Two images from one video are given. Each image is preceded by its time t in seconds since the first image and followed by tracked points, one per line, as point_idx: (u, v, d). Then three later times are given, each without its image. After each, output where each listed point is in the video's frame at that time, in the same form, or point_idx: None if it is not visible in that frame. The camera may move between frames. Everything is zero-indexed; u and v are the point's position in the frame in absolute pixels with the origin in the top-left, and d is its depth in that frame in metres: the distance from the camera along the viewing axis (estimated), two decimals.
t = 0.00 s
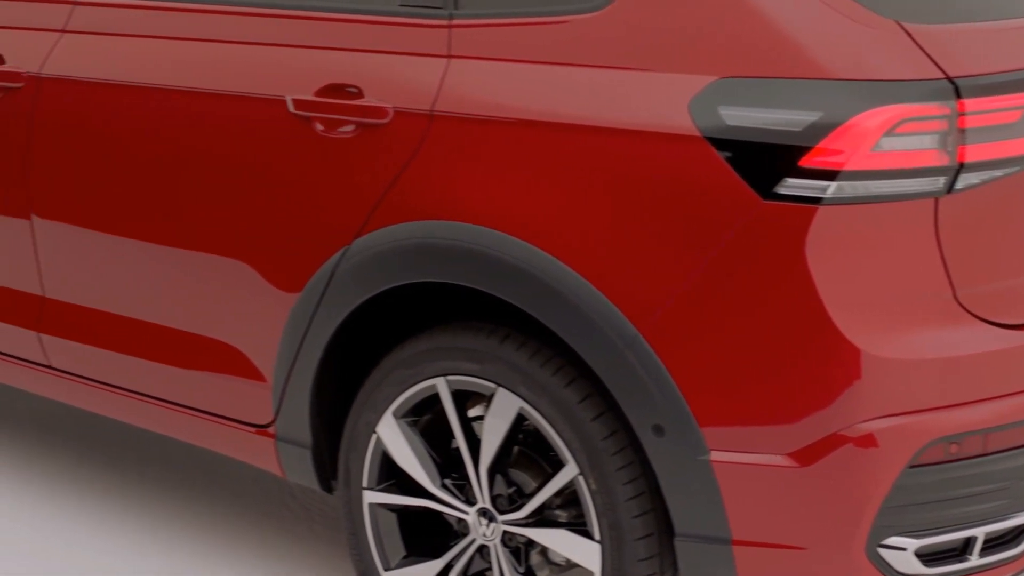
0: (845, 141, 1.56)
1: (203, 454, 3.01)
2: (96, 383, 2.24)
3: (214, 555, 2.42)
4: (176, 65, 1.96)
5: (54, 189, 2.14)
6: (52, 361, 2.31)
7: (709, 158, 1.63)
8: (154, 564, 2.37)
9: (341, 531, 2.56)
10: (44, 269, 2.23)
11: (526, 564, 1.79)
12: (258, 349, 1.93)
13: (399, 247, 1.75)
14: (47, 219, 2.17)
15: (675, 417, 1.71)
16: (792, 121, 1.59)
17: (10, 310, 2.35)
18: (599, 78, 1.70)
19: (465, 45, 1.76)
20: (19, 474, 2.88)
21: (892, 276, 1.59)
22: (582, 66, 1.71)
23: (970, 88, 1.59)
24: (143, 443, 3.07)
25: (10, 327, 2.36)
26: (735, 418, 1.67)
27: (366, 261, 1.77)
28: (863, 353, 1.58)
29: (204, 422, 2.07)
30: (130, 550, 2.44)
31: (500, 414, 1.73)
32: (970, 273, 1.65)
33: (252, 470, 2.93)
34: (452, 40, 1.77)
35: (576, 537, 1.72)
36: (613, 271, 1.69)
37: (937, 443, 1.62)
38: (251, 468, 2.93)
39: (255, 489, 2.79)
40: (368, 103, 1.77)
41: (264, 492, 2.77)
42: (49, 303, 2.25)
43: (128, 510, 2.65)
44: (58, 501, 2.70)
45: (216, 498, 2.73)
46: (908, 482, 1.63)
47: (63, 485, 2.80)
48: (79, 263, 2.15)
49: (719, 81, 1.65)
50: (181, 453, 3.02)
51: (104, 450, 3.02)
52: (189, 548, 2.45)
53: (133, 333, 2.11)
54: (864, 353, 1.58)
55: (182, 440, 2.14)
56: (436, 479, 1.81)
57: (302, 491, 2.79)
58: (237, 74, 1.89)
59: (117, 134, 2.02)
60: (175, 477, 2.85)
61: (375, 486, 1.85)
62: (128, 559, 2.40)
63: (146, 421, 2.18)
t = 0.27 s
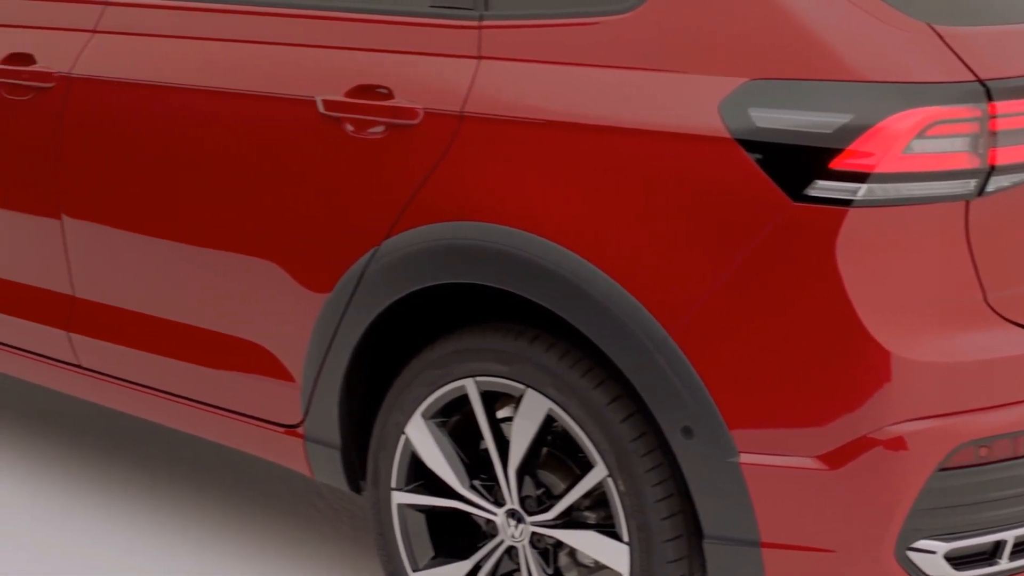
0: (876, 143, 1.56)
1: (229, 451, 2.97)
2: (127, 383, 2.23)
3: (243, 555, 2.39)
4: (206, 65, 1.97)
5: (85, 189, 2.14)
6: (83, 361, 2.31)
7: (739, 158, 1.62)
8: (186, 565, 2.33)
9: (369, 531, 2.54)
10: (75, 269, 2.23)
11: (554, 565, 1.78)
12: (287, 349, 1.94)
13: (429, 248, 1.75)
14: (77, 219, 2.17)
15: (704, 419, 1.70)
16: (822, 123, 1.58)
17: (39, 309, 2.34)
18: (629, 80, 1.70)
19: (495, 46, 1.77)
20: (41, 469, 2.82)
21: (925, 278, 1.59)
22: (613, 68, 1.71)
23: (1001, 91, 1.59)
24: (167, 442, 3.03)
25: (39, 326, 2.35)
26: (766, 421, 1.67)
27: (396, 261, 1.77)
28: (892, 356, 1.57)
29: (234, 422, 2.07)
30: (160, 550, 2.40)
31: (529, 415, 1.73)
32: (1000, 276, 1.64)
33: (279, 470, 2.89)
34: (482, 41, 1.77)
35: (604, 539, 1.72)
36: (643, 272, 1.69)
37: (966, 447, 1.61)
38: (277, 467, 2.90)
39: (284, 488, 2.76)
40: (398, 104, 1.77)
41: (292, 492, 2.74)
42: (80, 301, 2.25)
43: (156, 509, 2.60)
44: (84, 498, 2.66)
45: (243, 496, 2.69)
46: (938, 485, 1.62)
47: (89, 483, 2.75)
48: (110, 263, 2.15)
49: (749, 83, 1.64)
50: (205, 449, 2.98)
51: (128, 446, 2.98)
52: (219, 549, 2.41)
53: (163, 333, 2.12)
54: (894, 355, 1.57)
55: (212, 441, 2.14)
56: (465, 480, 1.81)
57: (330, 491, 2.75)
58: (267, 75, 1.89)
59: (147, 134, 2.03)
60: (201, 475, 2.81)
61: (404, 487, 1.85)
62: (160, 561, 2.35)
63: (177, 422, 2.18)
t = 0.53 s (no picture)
0: (907, 145, 1.55)
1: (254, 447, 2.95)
2: (157, 383, 2.24)
3: (275, 556, 2.38)
4: (237, 66, 1.97)
5: (115, 188, 2.14)
6: (113, 360, 2.31)
7: (770, 159, 1.61)
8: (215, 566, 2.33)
9: (398, 531, 2.53)
10: (105, 269, 2.23)
11: (583, 567, 1.77)
12: (317, 349, 1.94)
13: (459, 249, 1.75)
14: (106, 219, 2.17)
15: (733, 421, 1.69)
16: (854, 125, 1.57)
17: (67, 308, 2.34)
18: (660, 81, 1.69)
19: (526, 48, 1.77)
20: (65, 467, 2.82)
21: (957, 280, 1.57)
22: (644, 70, 1.71)
23: None
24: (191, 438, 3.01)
25: (68, 326, 2.35)
26: (797, 424, 1.66)
27: (426, 262, 1.77)
28: (923, 357, 1.55)
29: (263, 423, 2.07)
30: (188, 550, 2.39)
31: (559, 417, 1.73)
32: None
33: (309, 469, 2.87)
34: (512, 43, 1.77)
35: (634, 541, 1.72)
36: (673, 273, 1.68)
37: (997, 449, 1.59)
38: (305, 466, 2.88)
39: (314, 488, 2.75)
40: (430, 105, 1.78)
41: (322, 492, 2.72)
42: (110, 301, 2.25)
43: (181, 508, 2.60)
44: (109, 496, 2.65)
45: (271, 496, 2.68)
46: (968, 488, 1.60)
47: (114, 480, 2.74)
48: (140, 263, 2.15)
49: (781, 85, 1.63)
50: (230, 447, 2.96)
51: (154, 443, 2.97)
52: (251, 550, 2.40)
53: (194, 333, 2.12)
54: (924, 358, 1.55)
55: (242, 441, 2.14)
56: (494, 481, 1.81)
57: (360, 491, 2.74)
58: (297, 76, 1.90)
59: (177, 135, 2.03)
60: (227, 474, 2.80)
61: (433, 488, 1.85)
62: (187, 560, 2.34)
63: (207, 421, 2.18)
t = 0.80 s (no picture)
0: (933, 147, 1.52)
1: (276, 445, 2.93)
2: (183, 383, 2.24)
3: (298, 555, 2.36)
4: (263, 67, 1.98)
5: (142, 188, 2.14)
6: (138, 360, 2.31)
7: (794, 161, 1.59)
8: (235, 564, 2.31)
9: (423, 532, 2.51)
10: (130, 269, 2.23)
11: (608, 568, 1.77)
12: (342, 349, 1.94)
13: (484, 250, 1.75)
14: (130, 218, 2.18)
15: (758, 422, 1.67)
16: (879, 127, 1.54)
17: (91, 307, 2.34)
18: (685, 82, 1.69)
19: (552, 49, 1.77)
20: (84, 459, 2.82)
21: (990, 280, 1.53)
22: (669, 71, 1.70)
23: None
24: (211, 436, 3.00)
25: (94, 326, 2.35)
26: (822, 426, 1.63)
27: (450, 263, 1.77)
28: (949, 362, 1.52)
29: (288, 423, 2.07)
30: (206, 547, 2.38)
31: (584, 418, 1.73)
32: None
33: (334, 470, 2.84)
34: (539, 44, 1.77)
35: (659, 542, 1.72)
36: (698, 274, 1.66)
37: None
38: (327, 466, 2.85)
39: (338, 488, 2.72)
40: (456, 106, 1.78)
41: (348, 492, 2.70)
42: (136, 301, 2.25)
43: (198, 502, 2.59)
44: (126, 489, 2.65)
45: (292, 494, 2.67)
46: (994, 491, 1.57)
47: (131, 474, 2.74)
48: (165, 263, 2.15)
49: (807, 87, 1.61)
50: (251, 445, 2.95)
51: (175, 439, 2.97)
52: (274, 549, 2.38)
53: (219, 333, 2.12)
54: (951, 362, 1.52)
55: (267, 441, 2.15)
56: (519, 482, 1.81)
57: (384, 491, 2.72)
58: (322, 78, 1.90)
59: (202, 135, 2.04)
60: (247, 472, 2.79)
61: (458, 489, 1.86)
62: (205, 557, 2.33)
63: (232, 422, 2.18)
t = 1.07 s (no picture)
0: (965, 150, 1.49)
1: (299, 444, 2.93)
2: (213, 383, 2.24)
3: (327, 556, 2.35)
4: (291, 68, 1.99)
5: (171, 188, 2.14)
6: (168, 360, 2.32)
7: (823, 163, 1.56)
8: (260, 565, 2.30)
9: (452, 534, 2.50)
10: (159, 269, 2.23)
11: (636, 570, 1.78)
12: (371, 349, 1.94)
13: (512, 252, 1.74)
14: (158, 218, 2.18)
15: (788, 425, 1.65)
16: (910, 130, 1.51)
17: (120, 306, 2.35)
18: (713, 83, 1.67)
19: (582, 50, 1.76)
20: (107, 456, 2.82)
21: None
22: (700, 73, 1.68)
23: None
24: (235, 434, 3.00)
25: (122, 325, 2.36)
26: (853, 429, 1.60)
27: (479, 264, 1.77)
28: (979, 366, 1.50)
29: (316, 423, 2.08)
30: (231, 547, 2.37)
31: (613, 421, 1.73)
32: None
33: (361, 469, 2.83)
34: (569, 45, 1.77)
35: (688, 545, 1.72)
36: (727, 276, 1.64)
37: None
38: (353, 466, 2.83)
39: (364, 489, 2.71)
40: (486, 108, 1.77)
41: (376, 493, 2.69)
42: (165, 301, 2.25)
43: (221, 501, 2.60)
44: (149, 487, 2.65)
45: (315, 494, 2.66)
46: None
47: (154, 472, 2.74)
48: (193, 262, 2.16)
49: (837, 89, 1.58)
50: (277, 445, 2.94)
51: (199, 437, 2.97)
52: (303, 549, 2.38)
53: (247, 334, 2.13)
54: (981, 366, 1.50)
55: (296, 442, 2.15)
56: (547, 484, 1.81)
57: (412, 493, 2.70)
58: (352, 78, 1.90)
59: (231, 135, 2.04)
60: (270, 471, 2.78)
61: (486, 490, 1.86)
62: (231, 557, 2.33)
63: (261, 422, 2.19)
